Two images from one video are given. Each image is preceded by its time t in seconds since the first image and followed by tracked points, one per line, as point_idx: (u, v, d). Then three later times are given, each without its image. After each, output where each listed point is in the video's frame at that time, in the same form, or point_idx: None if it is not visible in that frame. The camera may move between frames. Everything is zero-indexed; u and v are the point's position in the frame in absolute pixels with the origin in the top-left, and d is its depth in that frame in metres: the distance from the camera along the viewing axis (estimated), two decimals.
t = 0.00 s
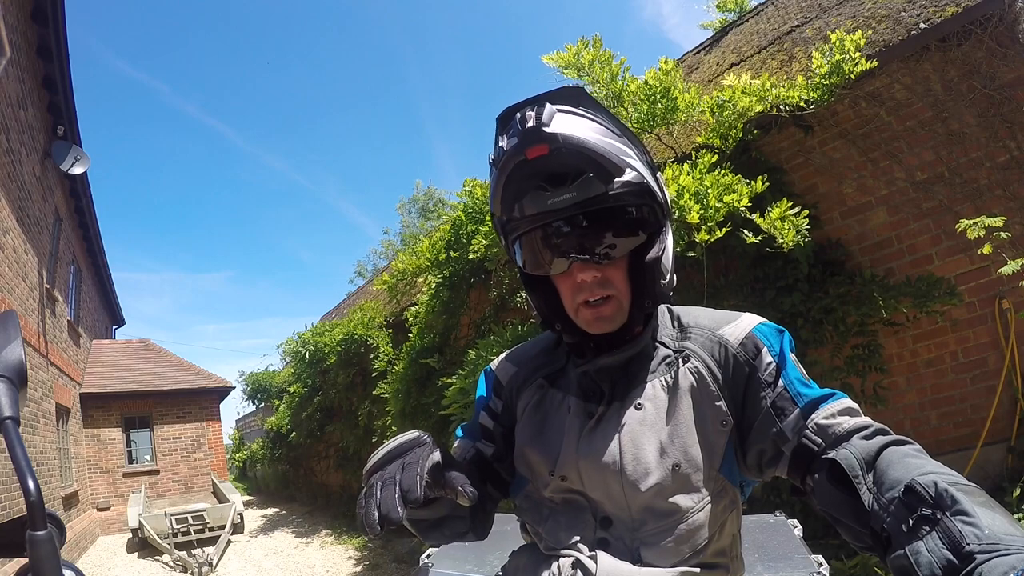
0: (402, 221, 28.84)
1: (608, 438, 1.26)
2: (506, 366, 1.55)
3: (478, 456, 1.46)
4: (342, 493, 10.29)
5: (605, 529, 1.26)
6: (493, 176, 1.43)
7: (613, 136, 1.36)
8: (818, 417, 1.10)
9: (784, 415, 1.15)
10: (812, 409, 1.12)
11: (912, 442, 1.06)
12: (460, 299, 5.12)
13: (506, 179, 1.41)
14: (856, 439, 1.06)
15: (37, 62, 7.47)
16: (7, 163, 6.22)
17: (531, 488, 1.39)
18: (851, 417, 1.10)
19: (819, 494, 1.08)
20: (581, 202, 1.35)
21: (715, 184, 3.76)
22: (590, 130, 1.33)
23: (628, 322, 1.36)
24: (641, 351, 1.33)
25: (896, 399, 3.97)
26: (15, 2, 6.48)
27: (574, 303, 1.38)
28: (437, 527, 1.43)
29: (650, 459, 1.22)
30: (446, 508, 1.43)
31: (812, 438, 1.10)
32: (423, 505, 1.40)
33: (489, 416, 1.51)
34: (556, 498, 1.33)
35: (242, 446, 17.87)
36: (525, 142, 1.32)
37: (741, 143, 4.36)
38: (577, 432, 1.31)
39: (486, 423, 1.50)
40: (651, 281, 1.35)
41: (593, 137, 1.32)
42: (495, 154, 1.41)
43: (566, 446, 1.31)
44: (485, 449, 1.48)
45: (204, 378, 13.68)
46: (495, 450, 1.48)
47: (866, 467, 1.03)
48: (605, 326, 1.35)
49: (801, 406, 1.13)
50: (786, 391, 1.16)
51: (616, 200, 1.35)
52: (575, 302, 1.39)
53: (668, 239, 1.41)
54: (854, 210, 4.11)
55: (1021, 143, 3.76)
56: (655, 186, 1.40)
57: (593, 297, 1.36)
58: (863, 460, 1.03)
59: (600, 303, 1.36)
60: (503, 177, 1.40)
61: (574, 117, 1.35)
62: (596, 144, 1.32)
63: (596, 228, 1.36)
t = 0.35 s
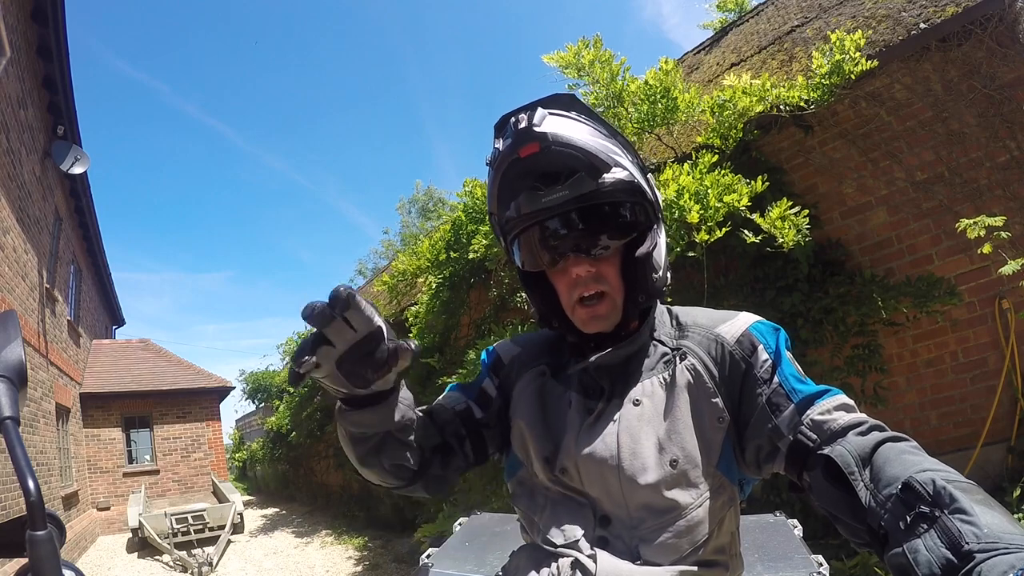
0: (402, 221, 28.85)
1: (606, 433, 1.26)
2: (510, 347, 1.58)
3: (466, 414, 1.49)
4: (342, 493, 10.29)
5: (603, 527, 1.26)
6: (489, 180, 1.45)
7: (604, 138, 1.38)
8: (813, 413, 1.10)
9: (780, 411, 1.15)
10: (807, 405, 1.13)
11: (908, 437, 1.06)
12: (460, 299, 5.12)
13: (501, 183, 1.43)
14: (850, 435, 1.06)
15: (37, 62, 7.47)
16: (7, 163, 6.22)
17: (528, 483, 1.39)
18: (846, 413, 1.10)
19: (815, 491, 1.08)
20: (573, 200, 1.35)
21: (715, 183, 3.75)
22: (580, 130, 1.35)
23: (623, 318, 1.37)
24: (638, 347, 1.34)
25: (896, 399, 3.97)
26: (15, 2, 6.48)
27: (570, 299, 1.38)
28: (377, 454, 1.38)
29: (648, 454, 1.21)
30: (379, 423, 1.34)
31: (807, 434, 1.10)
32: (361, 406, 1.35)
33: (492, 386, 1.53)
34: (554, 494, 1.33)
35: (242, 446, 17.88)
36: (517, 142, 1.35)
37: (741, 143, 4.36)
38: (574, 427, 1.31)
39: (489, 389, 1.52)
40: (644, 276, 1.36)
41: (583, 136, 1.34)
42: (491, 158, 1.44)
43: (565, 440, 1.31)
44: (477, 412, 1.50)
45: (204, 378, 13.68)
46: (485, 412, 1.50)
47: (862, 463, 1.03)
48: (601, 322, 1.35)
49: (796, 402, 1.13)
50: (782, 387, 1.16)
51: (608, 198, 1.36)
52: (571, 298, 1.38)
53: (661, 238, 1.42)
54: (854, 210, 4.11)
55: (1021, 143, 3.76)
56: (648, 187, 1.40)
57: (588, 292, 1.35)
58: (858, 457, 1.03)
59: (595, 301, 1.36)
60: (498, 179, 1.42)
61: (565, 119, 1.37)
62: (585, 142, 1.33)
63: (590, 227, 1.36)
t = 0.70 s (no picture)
0: (402, 221, 28.86)
1: (606, 430, 1.26)
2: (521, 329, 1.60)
3: (479, 382, 1.52)
4: (342, 493, 10.29)
5: (600, 524, 1.25)
6: (497, 174, 1.44)
7: (615, 136, 1.38)
8: (813, 414, 1.10)
9: (781, 412, 1.15)
10: (807, 406, 1.13)
11: (908, 439, 1.06)
12: (460, 299, 5.12)
13: (510, 177, 1.42)
14: (851, 436, 1.06)
15: (37, 62, 7.47)
16: (7, 163, 6.21)
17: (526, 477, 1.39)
18: (846, 414, 1.10)
19: (815, 491, 1.08)
20: (583, 196, 1.35)
21: (715, 183, 3.75)
22: (593, 127, 1.35)
23: (628, 316, 1.37)
24: (640, 345, 1.34)
25: (896, 399, 3.97)
26: (15, 2, 6.47)
27: (574, 296, 1.38)
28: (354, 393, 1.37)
29: (646, 451, 1.22)
30: (358, 355, 1.31)
31: (807, 435, 1.10)
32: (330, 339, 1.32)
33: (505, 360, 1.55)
34: (550, 490, 1.32)
35: (242, 446, 17.88)
36: (529, 136, 1.34)
37: (741, 143, 4.35)
38: (574, 421, 1.32)
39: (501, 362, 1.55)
40: (648, 276, 1.36)
41: (596, 132, 1.34)
42: (500, 151, 1.42)
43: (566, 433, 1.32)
44: (488, 382, 1.53)
45: (204, 378, 13.67)
46: (496, 384, 1.53)
47: (862, 464, 1.03)
48: (605, 319, 1.35)
49: (796, 402, 1.14)
50: (783, 388, 1.16)
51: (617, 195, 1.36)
52: (575, 295, 1.38)
53: (666, 238, 1.41)
54: (854, 210, 4.10)
55: (1021, 143, 3.76)
56: (655, 186, 1.41)
57: (593, 290, 1.35)
58: (858, 459, 1.03)
59: (600, 297, 1.36)
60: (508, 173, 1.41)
61: (578, 115, 1.37)
62: (598, 139, 1.34)
63: (597, 225, 1.36)
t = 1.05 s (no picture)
0: (402, 221, 28.87)
1: (610, 437, 1.25)
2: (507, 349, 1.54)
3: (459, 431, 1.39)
4: (342, 493, 10.29)
5: (602, 529, 1.26)
6: (511, 165, 1.41)
7: (637, 133, 1.37)
8: (815, 418, 1.11)
9: (784, 415, 1.15)
10: (810, 410, 1.12)
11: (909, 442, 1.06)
12: (460, 299, 5.12)
13: (527, 168, 1.40)
14: (853, 440, 1.06)
15: (37, 62, 7.47)
16: (7, 163, 6.22)
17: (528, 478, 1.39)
18: (849, 418, 1.10)
19: (816, 495, 1.08)
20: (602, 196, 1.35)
21: (715, 184, 3.76)
22: (616, 126, 1.33)
23: (636, 320, 1.37)
24: (645, 349, 1.34)
25: (896, 399, 3.97)
26: (15, 2, 6.48)
27: (582, 298, 1.38)
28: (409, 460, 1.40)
29: (650, 458, 1.21)
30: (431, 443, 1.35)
31: (809, 439, 1.10)
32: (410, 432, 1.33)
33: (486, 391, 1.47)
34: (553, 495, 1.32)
35: (242, 446, 17.87)
36: (552, 132, 1.31)
37: (740, 143, 4.35)
38: (575, 431, 1.31)
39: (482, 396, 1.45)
40: (661, 282, 1.37)
41: (619, 132, 1.33)
42: (517, 141, 1.39)
43: (563, 446, 1.30)
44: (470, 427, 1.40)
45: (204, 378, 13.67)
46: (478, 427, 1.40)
47: (864, 468, 1.03)
48: (614, 321, 1.35)
49: (800, 406, 1.13)
50: (785, 391, 1.16)
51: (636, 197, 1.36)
52: (583, 297, 1.38)
53: (676, 241, 1.42)
54: (853, 211, 4.11)
55: (1020, 143, 3.76)
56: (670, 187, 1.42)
57: (603, 293, 1.36)
58: (860, 462, 1.03)
59: (609, 299, 1.36)
60: (524, 165, 1.38)
61: (601, 111, 1.35)
62: (621, 138, 1.32)
63: (608, 226, 1.37)
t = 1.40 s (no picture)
0: (402, 221, 28.87)
1: (606, 441, 1.26)
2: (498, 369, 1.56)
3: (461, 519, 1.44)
4: (342, 493, 10.28)
5: (602, 531, 1.26)
6: (498, 168, 1.43)
7: (623, 133, 1.37)
8: (814, 417, 1.10)
9: (781, 415, 1.15)
10: (808, 409, 1.12)
11: (908, 441, 1.06)
12: (460, 299, 5.12)
13: (513, 171, 1.41)
14: (852, 438, 1.06)
15: (37, 62, 7.47)
16: (7, 163, 6.22)
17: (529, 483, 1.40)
18: (847, 417, 1.10)
19: (816, 494, 1.08)
20: (589, 199, 1.35)
21: (715, 184, 3.77)
22: (600, 126, 1.33)
23: (627, 323, 1.37)
24: (638, 351, 1.34)
25: (896, 399, 3.97)
26: (15, 2, 6.48)
27: (574, 303, 1.39)
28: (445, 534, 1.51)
29: (647, 460, 1.22)
30: None
31: (808, 438, 1.10)
32: None
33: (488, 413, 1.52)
34: (553, 499, 1.33)
35: (242, 446, 17.86)
36: (536, 135, 1.32)
37: (740, 143, 4.35)
38: (568, 436, 1.31)
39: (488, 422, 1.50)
40: (651, 284, 1.36)
41: (605, 132, 1.33)
42: (503, 144, 1.41)
43: (560, 451, 1.31)
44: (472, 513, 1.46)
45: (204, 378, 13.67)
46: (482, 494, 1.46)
47: (863, 467, 1.03)
48: (604, 326, 1.35)
49: (797, 405, 1.13)
50: (783, 391, 1.16)
51: (624, 198, 1.36)
52: (575, 301, 1.39)
53: (668, 240, 1.41)
54: (854, 210, 4.10)
55: (1021, 143, 3.76)
56: (660, 186, 1.41)
57: (593, 297, 1.36)
58: (860, 460, 1.03)
59: (599, 304, 1.36)
60: (510, 169, 1.40)
61: (585, 111, 1.35)
62: (607, 139, 1.32)
63: (596, 227, 1.37)
